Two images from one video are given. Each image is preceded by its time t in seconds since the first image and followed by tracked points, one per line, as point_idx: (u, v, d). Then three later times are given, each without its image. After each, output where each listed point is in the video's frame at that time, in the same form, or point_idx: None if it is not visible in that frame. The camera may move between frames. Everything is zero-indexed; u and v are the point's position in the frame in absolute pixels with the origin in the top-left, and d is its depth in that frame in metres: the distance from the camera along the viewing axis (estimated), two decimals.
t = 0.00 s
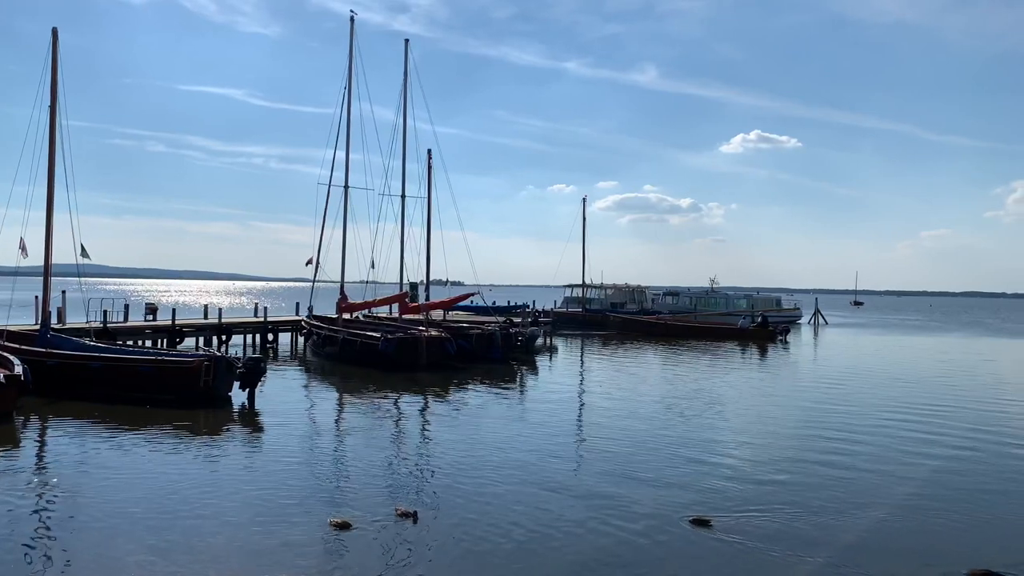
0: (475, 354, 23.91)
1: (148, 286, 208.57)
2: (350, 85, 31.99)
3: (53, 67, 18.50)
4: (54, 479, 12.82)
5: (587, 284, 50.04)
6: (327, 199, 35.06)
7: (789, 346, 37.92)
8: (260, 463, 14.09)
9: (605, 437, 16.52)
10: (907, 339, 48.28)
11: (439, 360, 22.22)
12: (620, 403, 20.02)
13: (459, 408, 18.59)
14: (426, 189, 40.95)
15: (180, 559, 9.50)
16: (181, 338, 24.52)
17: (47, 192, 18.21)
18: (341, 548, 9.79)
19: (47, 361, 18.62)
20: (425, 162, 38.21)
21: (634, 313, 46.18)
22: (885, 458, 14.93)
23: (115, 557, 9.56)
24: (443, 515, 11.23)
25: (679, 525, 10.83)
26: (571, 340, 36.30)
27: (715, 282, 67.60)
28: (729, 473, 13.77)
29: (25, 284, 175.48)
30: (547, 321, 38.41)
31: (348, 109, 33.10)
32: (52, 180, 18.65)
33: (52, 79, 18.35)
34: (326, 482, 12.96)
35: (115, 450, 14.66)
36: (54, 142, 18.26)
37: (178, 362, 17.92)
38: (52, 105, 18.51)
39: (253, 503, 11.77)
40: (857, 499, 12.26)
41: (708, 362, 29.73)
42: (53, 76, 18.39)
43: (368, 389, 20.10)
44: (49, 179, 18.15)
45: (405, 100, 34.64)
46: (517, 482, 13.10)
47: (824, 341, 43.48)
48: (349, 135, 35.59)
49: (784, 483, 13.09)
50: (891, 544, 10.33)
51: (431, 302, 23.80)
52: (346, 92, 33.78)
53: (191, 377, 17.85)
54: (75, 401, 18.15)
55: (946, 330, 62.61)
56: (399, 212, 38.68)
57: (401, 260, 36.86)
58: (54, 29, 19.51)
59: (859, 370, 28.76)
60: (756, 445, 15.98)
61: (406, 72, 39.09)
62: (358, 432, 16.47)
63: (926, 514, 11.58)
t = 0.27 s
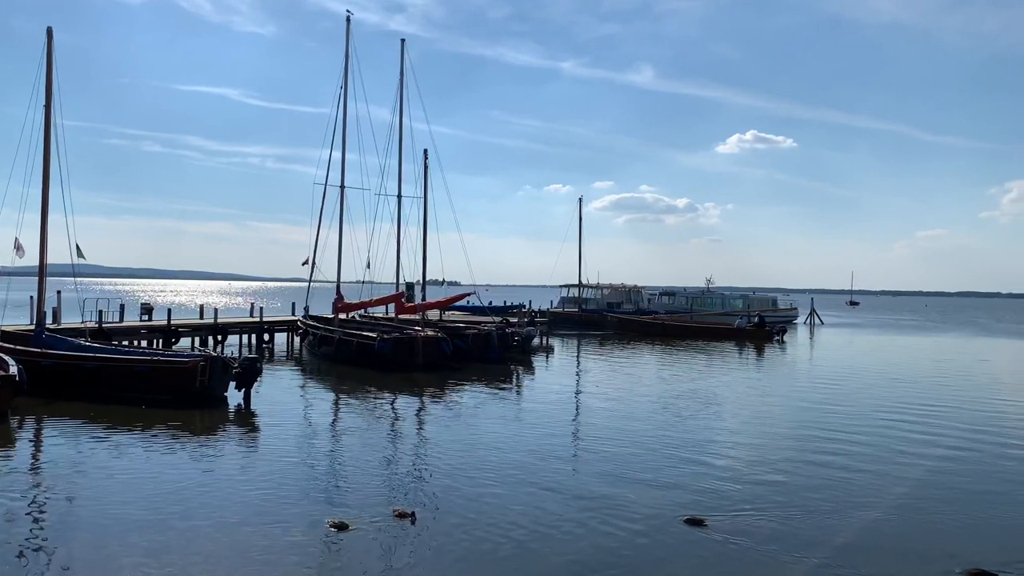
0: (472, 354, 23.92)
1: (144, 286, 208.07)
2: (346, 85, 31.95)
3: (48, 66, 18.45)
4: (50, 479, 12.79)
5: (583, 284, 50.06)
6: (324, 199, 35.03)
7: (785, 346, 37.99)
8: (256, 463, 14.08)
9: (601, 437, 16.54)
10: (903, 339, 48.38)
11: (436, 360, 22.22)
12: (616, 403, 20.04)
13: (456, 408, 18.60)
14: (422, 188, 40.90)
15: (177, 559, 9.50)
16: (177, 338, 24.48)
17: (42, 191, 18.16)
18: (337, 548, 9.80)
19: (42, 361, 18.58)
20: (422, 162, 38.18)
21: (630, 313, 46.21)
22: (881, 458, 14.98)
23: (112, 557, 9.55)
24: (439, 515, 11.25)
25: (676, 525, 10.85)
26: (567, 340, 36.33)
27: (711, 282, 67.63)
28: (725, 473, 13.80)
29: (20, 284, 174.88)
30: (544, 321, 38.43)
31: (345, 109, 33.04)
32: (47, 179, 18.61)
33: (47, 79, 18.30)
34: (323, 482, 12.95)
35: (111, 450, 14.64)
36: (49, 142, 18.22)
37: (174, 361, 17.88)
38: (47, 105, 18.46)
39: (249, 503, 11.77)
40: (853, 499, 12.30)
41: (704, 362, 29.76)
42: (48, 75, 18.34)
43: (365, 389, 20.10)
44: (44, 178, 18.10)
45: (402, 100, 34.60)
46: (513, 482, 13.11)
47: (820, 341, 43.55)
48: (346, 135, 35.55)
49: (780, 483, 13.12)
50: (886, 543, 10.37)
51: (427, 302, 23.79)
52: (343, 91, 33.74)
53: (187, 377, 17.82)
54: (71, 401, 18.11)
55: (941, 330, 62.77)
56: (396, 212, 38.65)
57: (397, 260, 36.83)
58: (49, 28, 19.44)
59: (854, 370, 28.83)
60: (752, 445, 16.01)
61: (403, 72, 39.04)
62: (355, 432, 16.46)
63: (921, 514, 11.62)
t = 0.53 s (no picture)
0: (468, 354, 23.91)
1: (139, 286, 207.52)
2: (342, 85, 31.91)
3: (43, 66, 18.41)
4: (44, 479, 12.77)
5: (579, 284, 50.08)
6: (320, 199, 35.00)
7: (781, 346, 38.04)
8: (252, 463, 14.08)
9: (597, 437, 16.56)
10: (898, 339, 48.47)
11: (432, 360, 22.21)
12: (612, 403, 20.05)
13: (452, 408, 18.60)
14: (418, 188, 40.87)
15: (172, 559, 9.50)
16: (172, 338, 24.44)
17: (37, 191, 18.12)
18: (332, 549, 9.80)
19: (37, 361, 18.54)
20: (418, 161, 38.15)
21: (627, 313, 46.23)
22: (876, 458, 15.01)
23: (107, 557, 9.55)
24: (435, 515, 11.26)
25: (671, 525, 10.87)
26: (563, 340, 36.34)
27: (707, 282, 67.64)
28: (720, 473, 13.82)
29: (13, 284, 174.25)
30: (540, 321, 38.44)
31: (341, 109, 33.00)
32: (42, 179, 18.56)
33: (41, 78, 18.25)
34: (318, 482, 12.94)
35: (106, 450, 14.62)
36: (44, 141, 18.18)
37: (169, 361, 17.86)
38: (42, 104, 18.41)
39: (245, 503, 11.76)
40: (847, 499, 12.33)
41: (700, 361, 29.78)
42: (43, 75, 18.30)
43: (361, 389, 20.08)
44: (39, 178, 18.06)
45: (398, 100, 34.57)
46: (509, 481, 13.12)
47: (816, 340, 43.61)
48: (341, 135, 35.49)
49: (775, 483, 13.15)
50: (880, 543, 10.40)
51: (423, 302, 23.78)
52: (339, 91, 33.70)
53: (182, 377, 17.79)
54: (66, 401, 18.07)
55: (936, 330, 62.91)
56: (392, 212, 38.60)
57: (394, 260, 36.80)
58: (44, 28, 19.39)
59: (850, 370, 28.88)
60: (747, 445, 16.03)
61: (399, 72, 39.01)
62: (350, 433, 16.45)
63: (916, 514, 11.65)
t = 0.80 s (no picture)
0: (464, 354, 23.91)
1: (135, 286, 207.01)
2: (338, 84, 31.87)
3: (37, 65, 18.35)
4: (40, 480, 12.74)
5: (576, 284, 50.08)
6: (316, 199, 34.96)
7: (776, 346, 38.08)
8: (248, 463, 14.06)
9: (593, 437, 16.56)
10: (894, 338, 48.54)
11: (428, 360, 22.20)
12: (608, 403, 20.07)
13: (448, 408, 18.61)
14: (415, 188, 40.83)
15: (168, 559, 9.49)
16: (168, 338, 24.39)
17: (32, 191, 18.07)
18: (328, 549, 9.79)
19: (32, 361, 18.48)
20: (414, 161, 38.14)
21: (623, 313, 46.25)
22: (872, 458, 15.05)
23: (103, 556, 9.54)
24: (431, 515, 11.26)
25: (667, 525, 10.89)
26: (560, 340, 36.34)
27: (703, 282, 67.69)
28: (716, 473, 13.84)
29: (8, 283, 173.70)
30: (537, 321, 38.43)
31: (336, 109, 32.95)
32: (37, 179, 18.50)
33: (36, 77, 18.20)
34: (315, 482, 12.93)
35: (101, 450, 14.59)
36: (39, 141, 18.12)
37: (165, 361, 17.82)
38: (37, 104, 18.36)
39: (241, 503, 11.75)
40: (842, 499, 12.35)
41: (696, 361, 29.81)
42: (38, 74, 18.24)
43: (357, 389, 20.06)
44: (34, 178, 18.01)
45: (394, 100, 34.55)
46: (506, 482, 13.12)
47: (811, 340, 43.66)
48: (337, 135, 35.44)
49: (771, 483, 13.17)
50: (875, 542, 10.43)
51: (419, 302, 23.77)
52: (335, 91, 33.66)
53: (178, 377, 17.76)
54: (61, 401, 18.03)
55: (932, 330, 62.94)
56: (388, 212, 38.55)
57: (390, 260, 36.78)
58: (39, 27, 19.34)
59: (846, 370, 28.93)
60: (743, 445, 16.05)
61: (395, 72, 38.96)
62: (346, 433, 16.44)
63: (911, 514, 11.68)
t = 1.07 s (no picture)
0: (460, 354, 23.92)
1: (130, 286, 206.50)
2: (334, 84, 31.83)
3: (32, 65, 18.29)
4: (36, 480, 12.72)
5: (572, 283, 50.12)
6: (312, 199, 34.92)
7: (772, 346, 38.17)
8: (244, 463, 14.06)
9: (590, 437, 16.59)
10: (889, 338, 48.67)
11: (425, 360, 22.20)
12: (605, 403, 20.10)
13: (445, 408, 18.63)
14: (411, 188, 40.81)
15: (165, 559, 9.49)
16: (164, 338, 24.35)
17: (27, 191, 18.02)
18: (326, 549, 9.80)
19: (27, 361, 18.44)
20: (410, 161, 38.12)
21: (619, 313, 46.30)
22: (867, 458, 15.11)
23: (101, 557, 9.54)
24: (428, 515, 11.27)
25: (664, 524, 10.92)
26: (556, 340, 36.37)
27: (699, 282, 67.76)
28: (712, 472, 13.87)
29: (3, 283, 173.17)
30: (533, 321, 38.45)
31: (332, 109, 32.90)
32: (32, 178, 18.44)
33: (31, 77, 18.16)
34: (311, 482, 12.94)
35: (97, 450, 14.57)
36: (34, 140, 18.07)
37: (161, 362, 17.80)
38: (32, 103, 18.30)
39: (238, 503, 11.76)
40: (838, 499, 12.40)
41: (692, 361, 29.87)
42: (33, 73, 18.19)
43: (353, 389, 20.07)
44: (29, 178, 17.96)
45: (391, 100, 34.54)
46: (502, 481, 13.15)
47: (807, 340, 43.75)
48: (334, 135, 35.41)
49: (767, 482, 13.22)
50: (871, 542, 10.47)
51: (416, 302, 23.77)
52: (331, 91, 33.61)
53: (174, 377, 17.75)
54: (57, 401, 18.00)
55: (927, 329, 63.10)
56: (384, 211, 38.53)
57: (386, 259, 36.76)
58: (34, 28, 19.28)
59: (843, 370, 28.99)
60: (739, 445, 16.09)
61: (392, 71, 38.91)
62: (343, 433, 16.44)
63: (907, 513, 11.73)
